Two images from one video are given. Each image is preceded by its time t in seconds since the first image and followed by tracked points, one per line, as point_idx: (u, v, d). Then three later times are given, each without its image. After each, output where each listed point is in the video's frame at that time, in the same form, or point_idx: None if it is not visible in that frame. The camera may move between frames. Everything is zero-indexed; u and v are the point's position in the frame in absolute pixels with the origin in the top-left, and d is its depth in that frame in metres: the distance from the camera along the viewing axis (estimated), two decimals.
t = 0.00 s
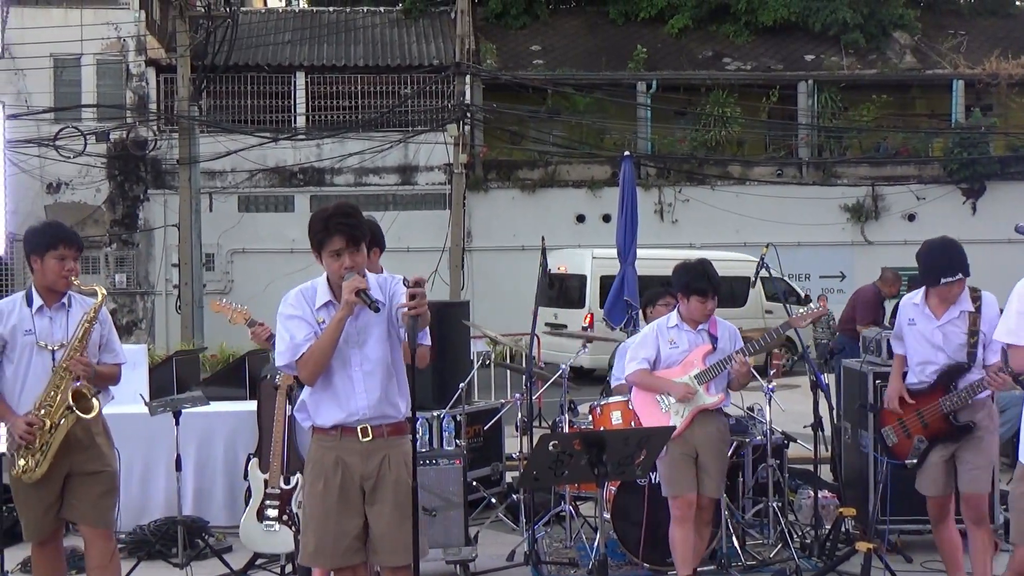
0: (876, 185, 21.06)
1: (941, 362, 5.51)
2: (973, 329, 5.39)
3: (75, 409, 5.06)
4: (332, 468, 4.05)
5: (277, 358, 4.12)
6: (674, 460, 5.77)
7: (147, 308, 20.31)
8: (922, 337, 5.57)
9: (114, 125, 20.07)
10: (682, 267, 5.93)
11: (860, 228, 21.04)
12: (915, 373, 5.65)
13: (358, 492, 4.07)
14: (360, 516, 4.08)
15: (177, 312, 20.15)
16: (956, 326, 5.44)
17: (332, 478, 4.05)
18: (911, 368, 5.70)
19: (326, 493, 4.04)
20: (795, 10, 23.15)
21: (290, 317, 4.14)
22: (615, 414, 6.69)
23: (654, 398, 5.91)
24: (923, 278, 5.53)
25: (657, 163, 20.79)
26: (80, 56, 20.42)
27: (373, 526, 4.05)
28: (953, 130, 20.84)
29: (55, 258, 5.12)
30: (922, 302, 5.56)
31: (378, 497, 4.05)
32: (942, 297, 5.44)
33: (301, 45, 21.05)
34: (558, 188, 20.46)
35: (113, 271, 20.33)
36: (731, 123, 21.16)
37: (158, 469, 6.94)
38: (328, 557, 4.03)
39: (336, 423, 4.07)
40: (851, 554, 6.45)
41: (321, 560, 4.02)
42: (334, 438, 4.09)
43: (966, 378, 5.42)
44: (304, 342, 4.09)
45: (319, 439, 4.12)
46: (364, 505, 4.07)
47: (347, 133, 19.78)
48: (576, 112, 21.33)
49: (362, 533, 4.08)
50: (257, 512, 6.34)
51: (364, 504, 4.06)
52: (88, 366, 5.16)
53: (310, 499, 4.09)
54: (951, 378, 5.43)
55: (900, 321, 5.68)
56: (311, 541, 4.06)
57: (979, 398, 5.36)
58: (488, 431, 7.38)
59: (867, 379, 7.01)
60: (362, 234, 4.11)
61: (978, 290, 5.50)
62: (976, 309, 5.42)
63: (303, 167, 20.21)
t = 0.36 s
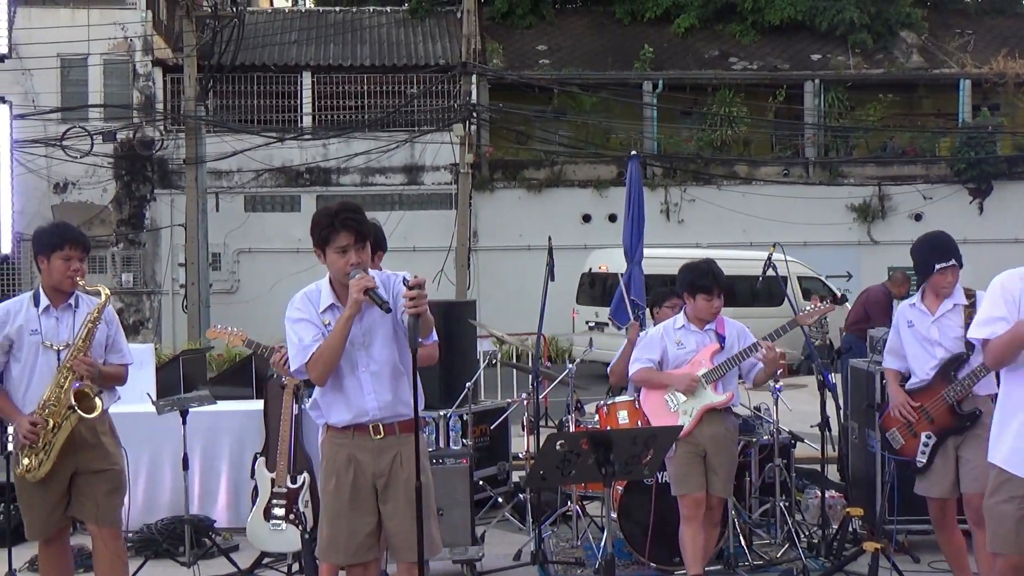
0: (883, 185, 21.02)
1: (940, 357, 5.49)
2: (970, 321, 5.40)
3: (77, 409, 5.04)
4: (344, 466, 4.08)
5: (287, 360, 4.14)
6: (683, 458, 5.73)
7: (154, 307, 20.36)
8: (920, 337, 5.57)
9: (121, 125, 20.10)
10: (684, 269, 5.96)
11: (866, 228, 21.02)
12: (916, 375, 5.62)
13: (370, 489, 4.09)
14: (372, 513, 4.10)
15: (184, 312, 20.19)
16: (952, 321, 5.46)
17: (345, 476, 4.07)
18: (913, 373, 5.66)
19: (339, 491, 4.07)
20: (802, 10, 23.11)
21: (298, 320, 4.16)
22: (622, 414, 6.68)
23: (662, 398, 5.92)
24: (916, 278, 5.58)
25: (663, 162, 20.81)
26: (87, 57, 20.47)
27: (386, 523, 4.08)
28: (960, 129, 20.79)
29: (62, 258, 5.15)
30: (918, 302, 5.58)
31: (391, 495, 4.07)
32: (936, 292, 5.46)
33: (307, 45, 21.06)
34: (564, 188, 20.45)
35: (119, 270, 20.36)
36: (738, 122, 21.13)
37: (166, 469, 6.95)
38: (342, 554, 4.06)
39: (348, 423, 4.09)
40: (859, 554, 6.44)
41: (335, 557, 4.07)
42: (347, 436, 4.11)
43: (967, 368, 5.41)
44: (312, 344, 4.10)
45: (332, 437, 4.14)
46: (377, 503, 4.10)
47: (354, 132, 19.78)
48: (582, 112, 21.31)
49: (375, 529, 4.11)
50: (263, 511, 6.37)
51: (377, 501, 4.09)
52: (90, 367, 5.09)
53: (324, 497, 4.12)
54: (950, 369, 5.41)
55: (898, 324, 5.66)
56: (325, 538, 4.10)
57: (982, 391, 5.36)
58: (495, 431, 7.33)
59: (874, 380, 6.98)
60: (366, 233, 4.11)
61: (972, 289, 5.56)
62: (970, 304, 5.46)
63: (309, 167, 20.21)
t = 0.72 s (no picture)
0: (893, 182, 20.97)
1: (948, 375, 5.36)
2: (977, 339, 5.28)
3: (85, 405, 5.07)
4: (367, 462, 4.09)
5: (316, 354, 4.18)
6: (690, 461, 5.74)
7: (163, 306, 20.40)
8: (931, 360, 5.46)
9: (131, 124, 20.13)
10: (691, 268, 5.93)
11: (875, 226, 21.01)
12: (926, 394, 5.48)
13: (392, 487, 4.09)
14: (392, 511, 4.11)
15: (194, 311, 20.22)
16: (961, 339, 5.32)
17: (367, 473, 4.08)
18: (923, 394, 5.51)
19: (359, 487, 4.08)
20: (811, 8, 23.06)
21: (328, 315, 4.21)
22: (631, 413, 6.72)
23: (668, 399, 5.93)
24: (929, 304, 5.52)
25: (672, 161, 20.79)
26: (97, 56, 20.52)
27: (405, 521, 4.08)
28: (970, 127, 20.73)
29: (73, 258, 5.15)
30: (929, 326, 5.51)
31: (411, 493, 4.08)
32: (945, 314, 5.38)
33: (315, 44, 21.08)
34: (573, 187, 20.44)
35: (129, 269, 20.39)
36: (747, 121, 21.08)
37: (175, 467, 6.95)
38: (360, 550, 4.06)
39: (372, 419, 4.11)
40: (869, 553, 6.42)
41: (353, 553, 4.06)
42: (371, 433, 4.12)
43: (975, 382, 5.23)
44: (340, 340, 4.14)
45: (355, 434, 4.15)
46: (397, 501, 4.10)
47: (363, 131, 19.78)
48: (591, 111, 21.28)
49: (394, 527, 4.11)
50: (273, 510, 6.39)
51: (397, 499, 4.09)
52: (99, 365, 5.09)
53: (345, 494, 4.12)
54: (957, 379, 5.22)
55: (909, 349, 5.61)
56: (343, 534, 4.09)
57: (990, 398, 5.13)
58: (504, 429, 7.33)
59: (885, 379, 7.00)
60: (404, 234, 4.13)
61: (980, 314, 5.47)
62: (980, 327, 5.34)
63: (319, 166, 20.24)
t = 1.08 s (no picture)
0: (904, 181, 20.92)
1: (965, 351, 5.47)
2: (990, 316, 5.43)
3: (91, 406, 5.02)
4: (396, 457, 4.16)
5: (353, 342, 4.26)
6: (696, 466, 5.77)
7: (174, 305, 20.45)
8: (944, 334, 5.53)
9: (142, 123, 20.18)
10: (686, 269, 5.89)
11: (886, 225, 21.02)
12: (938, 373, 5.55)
13: (419, 483, 4.17)
14: (419, 506, 4.18)
15: (204, 309, 20.26)
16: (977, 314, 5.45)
17: (396, 468, 4.15)
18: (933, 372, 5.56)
19: (388, 482, 4.16)
20: (822, 6, 23.00)
21: (369, 306, 4.30)
22: (642, 412, 6.80)
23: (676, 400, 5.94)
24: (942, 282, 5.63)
25: (683, 160, 20.70)
26: (108, 55, 20.59)
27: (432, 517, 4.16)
28: (982, 126, 20.66)
29: (85, 254, 5.19)
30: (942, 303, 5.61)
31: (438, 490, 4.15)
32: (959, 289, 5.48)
33: (325, 43, 21.11)
34: (583, 186, 20.41)
35: (140, 267, 20.42)
36: (757, 120, 21.04)
37: (185, 466, 6.94)
38: (385, 544, 4.15)
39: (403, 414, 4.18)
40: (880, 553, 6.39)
41: (378, 546, 4.15)
42: (403, 428, 4.19)
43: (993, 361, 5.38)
44: (378, 331, 4.23)
45: (385, 429, 4.24)
46: (424, 497, 4.17)
47: (373, 130, 19.80)
48: (600, 110, 21.27)
49: (420, 521, 4.19)
50: (284, 508, 6.45)
51: (423, 496, 4.16)
52: (108, 365, 5.08)
53: (374, 488, 4.20)
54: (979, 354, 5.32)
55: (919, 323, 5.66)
56: (371, 527, 4.18)
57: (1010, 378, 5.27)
58: (514, 429, 7.32)
59: (896, 379, 6.96)
60: (455, 237, 4.17)
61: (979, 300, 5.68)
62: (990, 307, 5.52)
63: (330, 164, 20.28)
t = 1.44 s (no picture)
0: (920, 179, 20.79)
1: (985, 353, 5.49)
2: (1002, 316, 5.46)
3: (90, 409, 5.03)
4: (421, 453, 4.20)
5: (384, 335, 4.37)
6: (706, 469, 5.73)
7: (184, 303, 20.47)
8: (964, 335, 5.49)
9: (152, 120, 20.20)
10: (706, 268, 5.76)
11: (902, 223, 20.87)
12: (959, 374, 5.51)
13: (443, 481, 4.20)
14: (442, 504, 4.20)
15: (214, 307, 20.29)
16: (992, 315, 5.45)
17: (422, 464, 4.19)
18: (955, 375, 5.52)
19: (413, 478, 4.18)
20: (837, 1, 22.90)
21: (402, 300, 4.39)
22: (655, 411, 6.80)
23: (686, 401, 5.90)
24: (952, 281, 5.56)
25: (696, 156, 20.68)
26: (118, 52, 20.65)
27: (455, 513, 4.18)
28: (999, 124, 20.53)
29: (92, 253, 5.18)
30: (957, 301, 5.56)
31: (463, 488, 4.19)
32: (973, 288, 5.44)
33: (335, 39, 21.11)
34: (596, 183, 20.34)
35: (149, 265, 20.42)
36: (771, 116, 20.95)
37: (194, 465, 6.89)
38: (408, 541, 4.15)
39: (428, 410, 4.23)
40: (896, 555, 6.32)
41: (401, 542, 4.15)
42: (425, 425, 4.24)
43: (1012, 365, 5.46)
44: (411, 327, 4.33)
45: (409, 427, 4.28)
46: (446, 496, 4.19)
47: (383, 127, 19.76)
48: (612, 106, 21.20)
49: (441, 520, 4.19)
50: (293, 507, 6.41)
51: (446, 494, 4.18)
52: (110, 367, 5.04)
53: (396, 485, 4.24)
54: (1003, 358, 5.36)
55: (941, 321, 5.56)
56: (394, 525, 4.18)
57: None
58: (525, 428, 7.27)
59: (912, 377, 6.88)
60: (496, 240, 4.27)
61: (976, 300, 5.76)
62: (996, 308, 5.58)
63: (339, 162, 20.23)
